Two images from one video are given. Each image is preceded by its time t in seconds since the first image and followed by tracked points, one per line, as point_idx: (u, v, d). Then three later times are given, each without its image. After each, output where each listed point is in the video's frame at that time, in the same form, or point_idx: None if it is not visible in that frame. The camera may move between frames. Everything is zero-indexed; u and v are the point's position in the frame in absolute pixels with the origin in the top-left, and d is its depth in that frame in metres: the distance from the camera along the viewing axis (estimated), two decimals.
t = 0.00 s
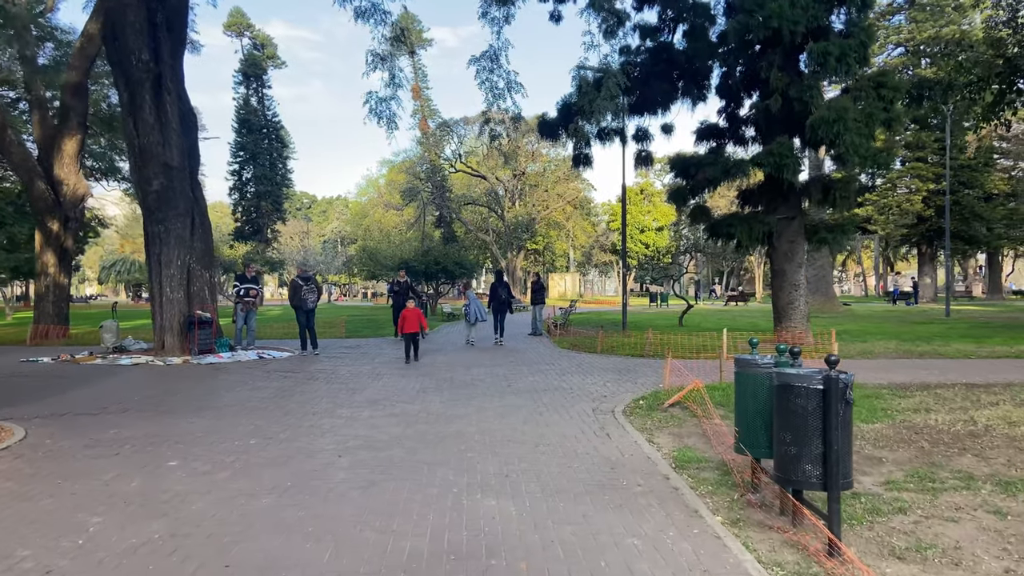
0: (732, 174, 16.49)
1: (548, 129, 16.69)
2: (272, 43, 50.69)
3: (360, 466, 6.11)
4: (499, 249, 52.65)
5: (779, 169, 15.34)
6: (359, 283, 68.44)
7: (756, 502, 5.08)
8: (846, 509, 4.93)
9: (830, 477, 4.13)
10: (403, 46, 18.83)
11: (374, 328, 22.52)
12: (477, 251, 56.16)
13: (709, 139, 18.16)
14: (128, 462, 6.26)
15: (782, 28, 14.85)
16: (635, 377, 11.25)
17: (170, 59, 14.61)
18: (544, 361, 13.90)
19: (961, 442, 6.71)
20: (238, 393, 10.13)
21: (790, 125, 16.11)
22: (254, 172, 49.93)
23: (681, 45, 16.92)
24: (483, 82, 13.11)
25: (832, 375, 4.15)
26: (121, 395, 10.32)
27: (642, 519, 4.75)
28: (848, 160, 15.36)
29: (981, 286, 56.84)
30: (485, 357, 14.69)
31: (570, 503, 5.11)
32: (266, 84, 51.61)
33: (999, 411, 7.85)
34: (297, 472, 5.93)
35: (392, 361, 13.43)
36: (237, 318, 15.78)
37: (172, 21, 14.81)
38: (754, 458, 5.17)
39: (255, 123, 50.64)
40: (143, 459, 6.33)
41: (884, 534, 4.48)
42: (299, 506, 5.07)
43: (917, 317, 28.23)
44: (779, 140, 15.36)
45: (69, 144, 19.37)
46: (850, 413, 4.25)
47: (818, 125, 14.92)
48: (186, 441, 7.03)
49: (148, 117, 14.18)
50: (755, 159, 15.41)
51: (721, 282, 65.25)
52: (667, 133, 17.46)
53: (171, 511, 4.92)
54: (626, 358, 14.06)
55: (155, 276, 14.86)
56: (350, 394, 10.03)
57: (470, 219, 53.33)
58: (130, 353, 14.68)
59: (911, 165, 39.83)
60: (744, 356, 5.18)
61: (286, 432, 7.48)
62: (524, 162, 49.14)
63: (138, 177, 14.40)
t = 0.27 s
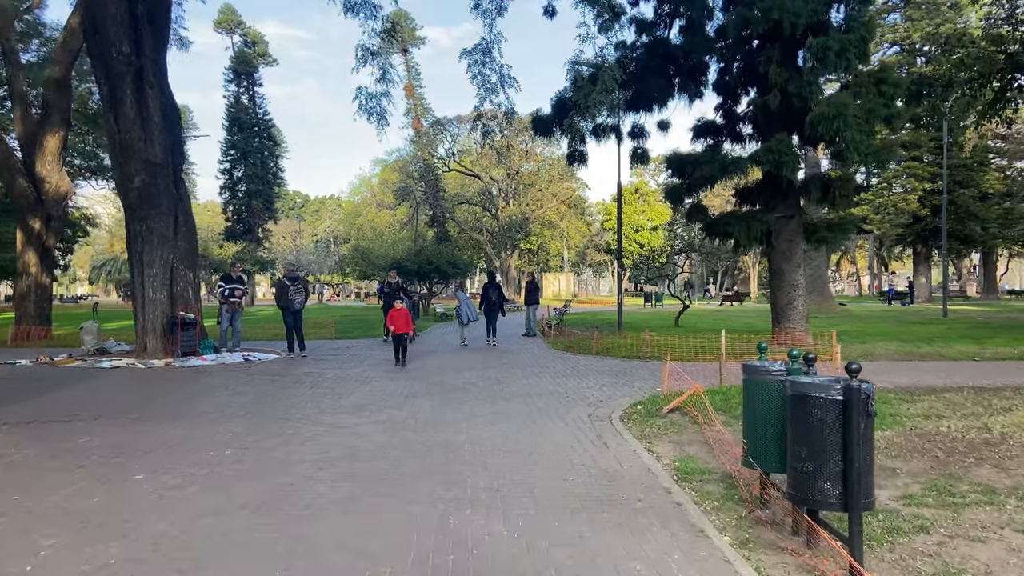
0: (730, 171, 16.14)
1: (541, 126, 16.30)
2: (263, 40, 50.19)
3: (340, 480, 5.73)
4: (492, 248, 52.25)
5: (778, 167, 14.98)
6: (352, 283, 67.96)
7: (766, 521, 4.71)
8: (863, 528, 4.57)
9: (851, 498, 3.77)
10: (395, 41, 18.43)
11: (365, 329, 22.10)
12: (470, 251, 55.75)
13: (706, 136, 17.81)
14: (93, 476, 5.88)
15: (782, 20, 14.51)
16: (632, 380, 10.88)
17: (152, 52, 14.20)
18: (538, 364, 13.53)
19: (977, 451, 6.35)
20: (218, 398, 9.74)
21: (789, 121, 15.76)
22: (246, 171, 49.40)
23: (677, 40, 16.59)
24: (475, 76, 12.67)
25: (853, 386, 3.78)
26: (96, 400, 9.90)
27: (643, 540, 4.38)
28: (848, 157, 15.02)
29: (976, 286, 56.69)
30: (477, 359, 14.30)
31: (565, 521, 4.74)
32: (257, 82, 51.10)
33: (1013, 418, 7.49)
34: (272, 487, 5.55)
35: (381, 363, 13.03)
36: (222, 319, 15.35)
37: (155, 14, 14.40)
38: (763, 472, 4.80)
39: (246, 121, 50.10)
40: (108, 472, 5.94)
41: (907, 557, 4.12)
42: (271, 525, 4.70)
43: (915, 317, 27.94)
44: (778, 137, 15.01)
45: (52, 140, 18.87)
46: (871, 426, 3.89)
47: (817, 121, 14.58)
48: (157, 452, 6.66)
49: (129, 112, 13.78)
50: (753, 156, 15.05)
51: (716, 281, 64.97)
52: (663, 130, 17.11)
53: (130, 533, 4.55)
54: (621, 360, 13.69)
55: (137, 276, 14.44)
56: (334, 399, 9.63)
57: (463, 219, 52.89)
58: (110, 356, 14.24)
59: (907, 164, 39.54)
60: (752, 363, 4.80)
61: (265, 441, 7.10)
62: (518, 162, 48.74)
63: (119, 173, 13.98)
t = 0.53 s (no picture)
0: (729, 169, 15.77)
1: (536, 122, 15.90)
2: (253, 38, 49.67)
3: (321, 495, 5.35)
4: (486, 248, 51.83)
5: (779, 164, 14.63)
6: (345, 282, 67.44)
7: (783, 541, 4.35)
8: (890, 552, 4.20)
9: (884, 524, 3.41)
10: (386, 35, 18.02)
11: (356, 329, 21.66)
12: (463, 251, 55.32)
13: (704, 133, 17.46)
14: (54, 492, 5.49)
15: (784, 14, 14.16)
16: (630, 384, 10.50)
17: (134, 44, 13.76)
18: (532, 366, 13.14)
19: (999, 463, 5.99)
20: (198, 403, 9.33)
21: (789, 118, 15.40)
22: (236, 170, 48.82)
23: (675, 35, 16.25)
24: (468, 69, 12.23)
25: (886, 398, 3.42)
26: (71, 405, 9.48)
27: (653, 567, 3.98)
28: (849, 154, 14.66)
29: (970, 287, 56.57)
30: (469, 362, 13.91)
31: (565, 544, 4.34)
32: (248, 80, 50.58)
33: None
34: (247, 505, 5.15)
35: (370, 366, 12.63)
36: (206, 321, 14.89)
37: (137, 5, 13.95)
38: (780, 491, 4.41)
39: (237, 120, 49.56)
40: (72, 489, 5.54)
41: None
42: (241, 549, 4.31)
43: (912, 318, 27.67)
44: (779, 133, 14.65)
45: (34, 136, 18.33)
46: (906, 442, 3.50)
47: (819, 118, 14.22)
48: (127, 463, 6.25)
49: (110, 107, 13.37)
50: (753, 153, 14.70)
51: (710, 281, 64.75)
52: (661, 127, 16.74)
53: (88, 559, 4.16)
54: (618, 362, 13.31)
55: (119, 276, 13.98)
56: (320, 404, 9.22)
57: (457, 218, 52.48)
58: (90, 359, 13.78)
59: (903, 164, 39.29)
60: (768, 370, 4.42)
61: (243, 451, 6.70)
62: (511, 161, 48.34)
63: (99, 170, 13.55)
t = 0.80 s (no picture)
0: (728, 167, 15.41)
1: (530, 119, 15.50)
2: (244, 35, 49.15)
3: (300, 514, 4.96)
4: (479, 248, 51.40)
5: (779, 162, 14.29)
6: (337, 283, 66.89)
7: (803, 568, 3.98)
8: None
9: (925, 557, 3.04)
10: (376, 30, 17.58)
11: (347, 331, 21.22)
12: (457, 251, 54.90)
13: (701, 130, 17.13)
14: (13, 510, 5.10)
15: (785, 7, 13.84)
16: (628, 388, 10.14)
17: (114, 37, 13.32)
18: (527, 369, 12.77)
19: None
20: (179, 410, 8.92)
21: (790, 114, 15.08)
22: (226, 168, 48.25)
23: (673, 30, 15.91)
24: (461, 63, 11.81)
25: (928, 416, 3.05)
26: (45, 412, 9.03)
27: None
28: (851, 152, 14.32)
29: (964, 287, 56.48)
30: (462, 365, 13.53)
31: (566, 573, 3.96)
32: (238, 78, 50.03)
33: None
34: (220, 526, 4.75)
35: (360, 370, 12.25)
36: (191, 322, 14.43)
37: None
38: (800, 513, 4.04)
39: (227, 118, 48.99)
40: (32, 508, 5.13)
41: None
42: None
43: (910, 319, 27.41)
44: (779, 130, 14.31)
45: (15, 133, 17.82)
46: (949, 463, 3.15)
47: (820, 114, 13.87)
48: (95, 479, 5.84)
49: (90, 101, 12.92)
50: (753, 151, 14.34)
51: (704, 281, 64.51)
52: (658, 124, 16.39)
53: None
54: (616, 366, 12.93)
55: (100, 276, 13.53)
56: (305, 411, 8.84)
57: (450, 218, 52.05)
58: (70, 362, 13.31)
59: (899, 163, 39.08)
60: (786, 381, 4.05)
61: (221, 463, 6.32)
62: (505, 160, 47.92)
63: (79, 167, 13.10)
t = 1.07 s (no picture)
0: (727, 165, 15.06)
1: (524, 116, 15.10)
2: (235, 33, 48.68)
3: (275, 537, 4.56)
4: (473, 248, 51.00)
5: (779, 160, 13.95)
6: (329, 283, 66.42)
7: None
8: None
9: None
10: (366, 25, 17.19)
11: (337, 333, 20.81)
12: (450, 251, 54.53)
13: (699, 128, 16.76)
14: None
15: None
16: (626, 394, 9.79)
17: (94, 30, 12.91)
18: (521, 373, 12.40)
19: None
20: (155, 418, 8.52)
21: (789, 112, 14.75)
22: (217, 168, 47.75)
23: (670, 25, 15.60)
24: (452, 57, 11.41)
25: (975, 438, 2.70)
26: (15, 420, 8.61)
27: None
28: (852, 150, 13.99)
29: (959, 287, 56.38)
30: (455, 367, 13.15)
31: None
32: (229, 76, 49.54)
33: None
34: (186, 551, 4.36)
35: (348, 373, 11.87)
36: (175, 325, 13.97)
37: None
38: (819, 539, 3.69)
39: (218, 117, 48.48)
40: None
41: None
42: None
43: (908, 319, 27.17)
44: (780, 127, 13.98)
45: None
46: (996, 491, 2.81)
47: (821, 111, 13.54)
48: (56, 496, 5.43)
49: (68, 96, 12.50)
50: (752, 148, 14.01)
51: (699, 282, 64.31)
52: (654, 121, 16.05)
53: None
54: (612, 369, 12.57)
55: (79, 277, 13.09)
56: (289, 418, 8.44)
57: (444, 218, 51.68)
58: (49, 366, 12.87)
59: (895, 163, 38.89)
60: (801, 394, 3.70)
61: (195, 478, 5.93)
62: (498, 159, 47.56)
63: (57, 164, 12.67)
